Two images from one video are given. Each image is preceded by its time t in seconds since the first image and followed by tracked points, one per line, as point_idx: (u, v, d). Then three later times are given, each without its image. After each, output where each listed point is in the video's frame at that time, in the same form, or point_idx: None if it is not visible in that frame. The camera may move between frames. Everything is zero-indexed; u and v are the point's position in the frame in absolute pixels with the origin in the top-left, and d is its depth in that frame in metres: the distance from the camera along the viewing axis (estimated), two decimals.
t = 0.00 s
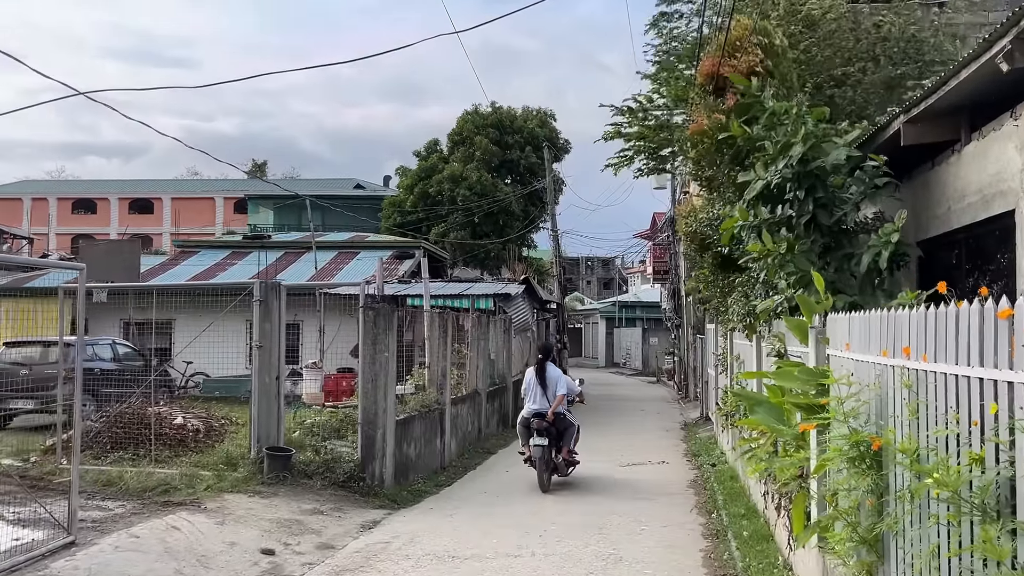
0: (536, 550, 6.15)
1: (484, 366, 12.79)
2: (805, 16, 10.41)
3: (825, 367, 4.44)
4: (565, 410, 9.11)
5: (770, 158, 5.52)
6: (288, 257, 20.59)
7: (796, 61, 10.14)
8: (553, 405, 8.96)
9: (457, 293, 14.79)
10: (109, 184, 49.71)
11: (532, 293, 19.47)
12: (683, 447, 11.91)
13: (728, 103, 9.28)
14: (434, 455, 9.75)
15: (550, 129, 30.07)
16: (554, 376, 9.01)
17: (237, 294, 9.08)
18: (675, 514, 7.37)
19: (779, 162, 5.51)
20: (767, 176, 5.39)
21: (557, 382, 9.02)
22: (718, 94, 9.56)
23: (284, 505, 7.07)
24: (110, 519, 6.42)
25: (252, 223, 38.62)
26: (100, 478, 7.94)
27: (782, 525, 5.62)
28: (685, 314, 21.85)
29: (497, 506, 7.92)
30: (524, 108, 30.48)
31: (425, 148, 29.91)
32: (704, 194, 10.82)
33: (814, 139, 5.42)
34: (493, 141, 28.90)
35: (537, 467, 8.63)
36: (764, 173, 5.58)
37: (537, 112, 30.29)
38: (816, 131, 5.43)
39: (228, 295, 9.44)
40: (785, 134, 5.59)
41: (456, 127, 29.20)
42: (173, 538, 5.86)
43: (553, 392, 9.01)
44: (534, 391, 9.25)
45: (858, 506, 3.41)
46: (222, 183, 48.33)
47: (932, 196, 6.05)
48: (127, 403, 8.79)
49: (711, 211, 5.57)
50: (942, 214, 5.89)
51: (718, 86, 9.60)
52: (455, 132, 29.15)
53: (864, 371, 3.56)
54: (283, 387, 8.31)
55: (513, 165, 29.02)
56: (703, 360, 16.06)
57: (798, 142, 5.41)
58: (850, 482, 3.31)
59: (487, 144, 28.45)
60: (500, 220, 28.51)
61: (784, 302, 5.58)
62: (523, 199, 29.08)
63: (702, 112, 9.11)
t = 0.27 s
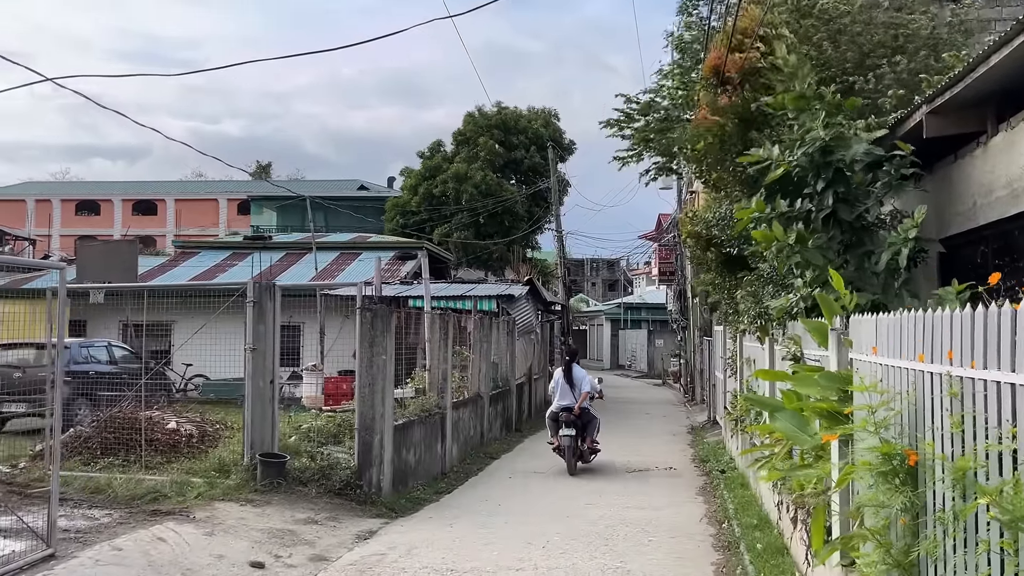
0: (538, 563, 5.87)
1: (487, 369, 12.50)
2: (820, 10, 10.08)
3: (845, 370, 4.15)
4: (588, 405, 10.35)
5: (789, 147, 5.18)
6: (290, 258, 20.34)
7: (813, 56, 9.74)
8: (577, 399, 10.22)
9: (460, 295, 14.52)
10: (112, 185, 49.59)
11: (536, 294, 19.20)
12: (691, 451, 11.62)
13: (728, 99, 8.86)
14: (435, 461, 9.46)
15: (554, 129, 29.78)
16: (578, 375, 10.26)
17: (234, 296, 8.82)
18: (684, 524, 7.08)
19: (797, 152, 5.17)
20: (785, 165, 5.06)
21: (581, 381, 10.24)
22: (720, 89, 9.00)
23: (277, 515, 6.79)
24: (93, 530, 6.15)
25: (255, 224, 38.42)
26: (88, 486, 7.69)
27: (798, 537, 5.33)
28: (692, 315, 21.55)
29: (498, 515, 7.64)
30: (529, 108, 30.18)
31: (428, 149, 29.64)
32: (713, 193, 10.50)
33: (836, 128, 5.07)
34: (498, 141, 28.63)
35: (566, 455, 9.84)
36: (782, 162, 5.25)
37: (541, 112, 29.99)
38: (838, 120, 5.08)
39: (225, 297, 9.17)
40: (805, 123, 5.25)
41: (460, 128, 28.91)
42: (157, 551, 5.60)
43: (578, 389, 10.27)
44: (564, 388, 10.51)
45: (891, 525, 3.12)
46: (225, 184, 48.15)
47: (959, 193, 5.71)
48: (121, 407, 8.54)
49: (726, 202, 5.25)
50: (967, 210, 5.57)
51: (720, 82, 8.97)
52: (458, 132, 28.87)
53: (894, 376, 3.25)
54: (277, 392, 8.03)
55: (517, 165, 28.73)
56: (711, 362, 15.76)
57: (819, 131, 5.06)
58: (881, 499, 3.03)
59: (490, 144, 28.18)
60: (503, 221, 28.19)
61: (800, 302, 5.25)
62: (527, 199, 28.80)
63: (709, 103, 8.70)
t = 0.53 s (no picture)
0: None
1: (485, 371, 12.21)
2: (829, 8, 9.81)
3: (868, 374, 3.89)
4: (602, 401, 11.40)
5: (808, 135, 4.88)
6: (286, 259, 20.05)
7: (827, 51, 9.38)
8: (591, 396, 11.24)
9: (459, 295, 14.22)
10: (110, 186, 49.35)
11: (535, 295, 18.90)
12: (694, 456, 11.33)
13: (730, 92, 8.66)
14: (431, 467, 9.17)
15: (553, 129, 29.52)
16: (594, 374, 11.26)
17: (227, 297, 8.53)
18: (690, 534, 6.80)
19: (816, 141, 4.87)
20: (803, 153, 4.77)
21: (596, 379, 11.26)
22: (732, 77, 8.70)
23: (266, 525, 6.50)
24: (71, 542, 5.86)
25: (252, 225, 38.15)
26: (71, 494, 7.40)
27: (814, 549, 5.05)
28: (694, 317, 21.27)
29: (496, 524, 7.35)
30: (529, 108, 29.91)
31: (428, 149, 29.37)
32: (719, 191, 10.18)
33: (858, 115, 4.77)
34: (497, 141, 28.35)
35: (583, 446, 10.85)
36: (799, 152, 4.95)
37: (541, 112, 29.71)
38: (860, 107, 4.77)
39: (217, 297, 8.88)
40: (825, 111, 4.95)
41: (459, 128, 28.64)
42: (136, 565, 5.31)
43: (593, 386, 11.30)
44: (582, 386, 11.48)
45: (929, 542, 2.88)
46: (223, 185, 47.89)
47: (982, 188, 5.41)
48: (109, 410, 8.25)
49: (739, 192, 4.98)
50: (992, 205, 5.27)
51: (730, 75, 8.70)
52: (457, 132, 28.59)
53: (933, 383, 2.94)
54: (267, 396, 7.74)
55: (516, 166, 28.46)
56: (714, 364, 15.46)
57: (840, 118, 4.77)
58: (916, 515, 2.78)
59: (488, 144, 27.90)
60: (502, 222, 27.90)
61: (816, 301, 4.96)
62: (526, 200, 28.52)
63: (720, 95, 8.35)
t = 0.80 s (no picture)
0: None
1: (478, 373, 11.92)
2: None
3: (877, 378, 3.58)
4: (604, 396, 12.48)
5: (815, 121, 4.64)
6: (276, 258, 19.74)
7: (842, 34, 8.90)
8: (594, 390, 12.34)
9: (450, 296, 13.92)
10: (102, 186, 48.97)
11: (529, 296, 18.63)
12: (691, 459, 11.06)
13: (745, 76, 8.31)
14: (419, 471, 8.88)
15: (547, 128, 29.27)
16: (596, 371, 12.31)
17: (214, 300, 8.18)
18: (687, 541, 6.52)
19: (824, 126, 4.61)
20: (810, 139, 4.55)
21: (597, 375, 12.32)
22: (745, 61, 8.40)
23: (243, 533, 6.21)
24: (35, 552, 5.56)
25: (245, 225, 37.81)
26: (41, 500, 7.09)
27: (818, 559, 4.78)
28: (690, 317, 21.00)
29: (486, 530, 7.07)
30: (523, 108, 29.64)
31: (421, 150, 29.09)
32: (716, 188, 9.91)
33: (868, 100, 4.52)
34: (490, 141, 28.08)
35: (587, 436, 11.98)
36: (806, 137, 4.71)
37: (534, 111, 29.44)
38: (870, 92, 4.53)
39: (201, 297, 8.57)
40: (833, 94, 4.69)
41: (452, 128, 28.36)
42: None
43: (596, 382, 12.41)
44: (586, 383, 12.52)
45: (958, 557, 2.61)
46: (216, 185, 47.55)
47: (994, 178, 5.15)
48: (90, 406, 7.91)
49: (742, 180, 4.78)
50: (1006, 196, 4.99)
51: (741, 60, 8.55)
52: (451, 132, 28.31)
53: (959, 382, 2.65)
54: (248, 397, 7.44)
55: (510, 166, 28.19)
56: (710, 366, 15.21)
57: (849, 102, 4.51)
58: (940, 524, 2.56)
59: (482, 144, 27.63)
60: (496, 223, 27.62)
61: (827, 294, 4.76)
62: (521, 200, 28.25)
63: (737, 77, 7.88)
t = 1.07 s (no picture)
0: None
1: (466, 375, 11.59)
2: None
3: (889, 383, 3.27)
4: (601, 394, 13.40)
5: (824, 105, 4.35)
6: (262, 258, 19.37)
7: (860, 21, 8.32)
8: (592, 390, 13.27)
9: (439, 296, 13.58)
10: (89, 186, 48.41)
11: (520, 297, 18.33)
12: (684, 464, 10.76)
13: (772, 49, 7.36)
14: (404, 478, 8.55)
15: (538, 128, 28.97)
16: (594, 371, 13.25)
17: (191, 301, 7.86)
18: (681, 552, 6.21)
19: (834, 112, 4.33)
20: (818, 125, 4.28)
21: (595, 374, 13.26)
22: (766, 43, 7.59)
23: (213, 546, 5.88)
24: None
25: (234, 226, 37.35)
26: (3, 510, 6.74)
27: None
28: (683, 318, 20.73)
29: (471, 541, 6.74)
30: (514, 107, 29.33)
31: (412, 149, 28.75)
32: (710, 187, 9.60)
33: (880, 84, 4.23)
34: (481, 141, 27.76)
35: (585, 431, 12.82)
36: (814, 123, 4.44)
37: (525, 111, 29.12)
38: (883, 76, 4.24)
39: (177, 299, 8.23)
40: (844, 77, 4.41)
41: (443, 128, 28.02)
42: None
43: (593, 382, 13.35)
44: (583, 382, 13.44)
45: None
46: (205, 185, 47.06)
47: (1011, 170, 4.83)
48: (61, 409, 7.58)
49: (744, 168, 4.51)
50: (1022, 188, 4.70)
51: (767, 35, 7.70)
52: (441, 132, 27.97)
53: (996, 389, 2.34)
54: (222, 402, 7.10)
55: (502, 166, 27.87)
56: (704, 368, 14.91)
57: (861, 87, 4.22)
58: (973, 551, 2.26)
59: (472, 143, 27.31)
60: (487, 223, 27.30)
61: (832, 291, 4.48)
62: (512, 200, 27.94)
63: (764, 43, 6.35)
